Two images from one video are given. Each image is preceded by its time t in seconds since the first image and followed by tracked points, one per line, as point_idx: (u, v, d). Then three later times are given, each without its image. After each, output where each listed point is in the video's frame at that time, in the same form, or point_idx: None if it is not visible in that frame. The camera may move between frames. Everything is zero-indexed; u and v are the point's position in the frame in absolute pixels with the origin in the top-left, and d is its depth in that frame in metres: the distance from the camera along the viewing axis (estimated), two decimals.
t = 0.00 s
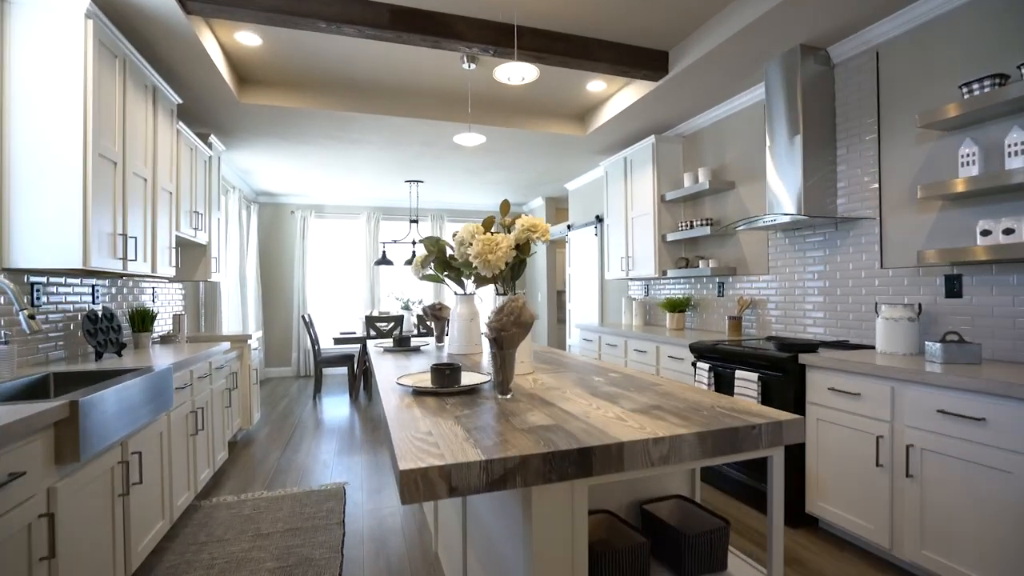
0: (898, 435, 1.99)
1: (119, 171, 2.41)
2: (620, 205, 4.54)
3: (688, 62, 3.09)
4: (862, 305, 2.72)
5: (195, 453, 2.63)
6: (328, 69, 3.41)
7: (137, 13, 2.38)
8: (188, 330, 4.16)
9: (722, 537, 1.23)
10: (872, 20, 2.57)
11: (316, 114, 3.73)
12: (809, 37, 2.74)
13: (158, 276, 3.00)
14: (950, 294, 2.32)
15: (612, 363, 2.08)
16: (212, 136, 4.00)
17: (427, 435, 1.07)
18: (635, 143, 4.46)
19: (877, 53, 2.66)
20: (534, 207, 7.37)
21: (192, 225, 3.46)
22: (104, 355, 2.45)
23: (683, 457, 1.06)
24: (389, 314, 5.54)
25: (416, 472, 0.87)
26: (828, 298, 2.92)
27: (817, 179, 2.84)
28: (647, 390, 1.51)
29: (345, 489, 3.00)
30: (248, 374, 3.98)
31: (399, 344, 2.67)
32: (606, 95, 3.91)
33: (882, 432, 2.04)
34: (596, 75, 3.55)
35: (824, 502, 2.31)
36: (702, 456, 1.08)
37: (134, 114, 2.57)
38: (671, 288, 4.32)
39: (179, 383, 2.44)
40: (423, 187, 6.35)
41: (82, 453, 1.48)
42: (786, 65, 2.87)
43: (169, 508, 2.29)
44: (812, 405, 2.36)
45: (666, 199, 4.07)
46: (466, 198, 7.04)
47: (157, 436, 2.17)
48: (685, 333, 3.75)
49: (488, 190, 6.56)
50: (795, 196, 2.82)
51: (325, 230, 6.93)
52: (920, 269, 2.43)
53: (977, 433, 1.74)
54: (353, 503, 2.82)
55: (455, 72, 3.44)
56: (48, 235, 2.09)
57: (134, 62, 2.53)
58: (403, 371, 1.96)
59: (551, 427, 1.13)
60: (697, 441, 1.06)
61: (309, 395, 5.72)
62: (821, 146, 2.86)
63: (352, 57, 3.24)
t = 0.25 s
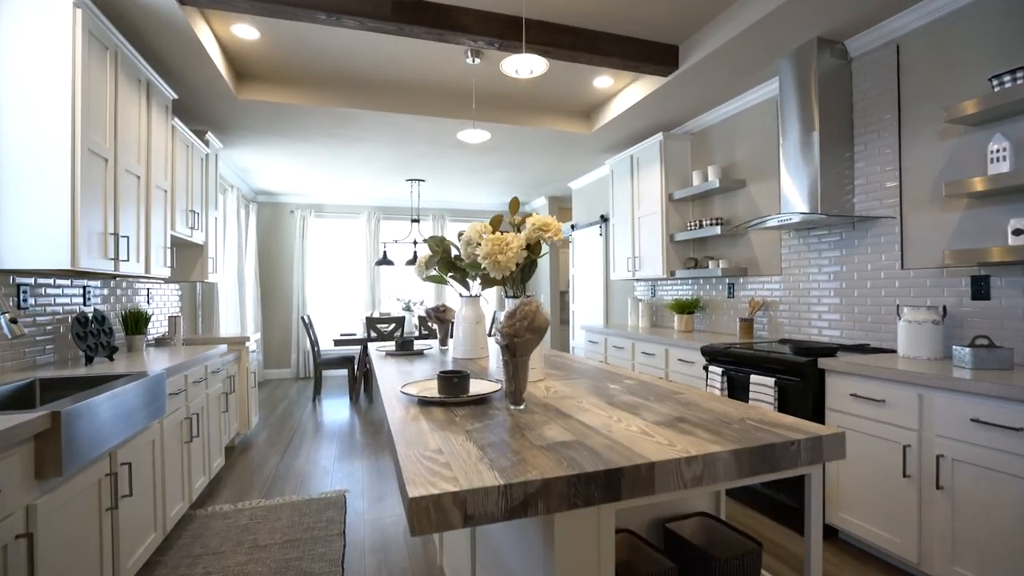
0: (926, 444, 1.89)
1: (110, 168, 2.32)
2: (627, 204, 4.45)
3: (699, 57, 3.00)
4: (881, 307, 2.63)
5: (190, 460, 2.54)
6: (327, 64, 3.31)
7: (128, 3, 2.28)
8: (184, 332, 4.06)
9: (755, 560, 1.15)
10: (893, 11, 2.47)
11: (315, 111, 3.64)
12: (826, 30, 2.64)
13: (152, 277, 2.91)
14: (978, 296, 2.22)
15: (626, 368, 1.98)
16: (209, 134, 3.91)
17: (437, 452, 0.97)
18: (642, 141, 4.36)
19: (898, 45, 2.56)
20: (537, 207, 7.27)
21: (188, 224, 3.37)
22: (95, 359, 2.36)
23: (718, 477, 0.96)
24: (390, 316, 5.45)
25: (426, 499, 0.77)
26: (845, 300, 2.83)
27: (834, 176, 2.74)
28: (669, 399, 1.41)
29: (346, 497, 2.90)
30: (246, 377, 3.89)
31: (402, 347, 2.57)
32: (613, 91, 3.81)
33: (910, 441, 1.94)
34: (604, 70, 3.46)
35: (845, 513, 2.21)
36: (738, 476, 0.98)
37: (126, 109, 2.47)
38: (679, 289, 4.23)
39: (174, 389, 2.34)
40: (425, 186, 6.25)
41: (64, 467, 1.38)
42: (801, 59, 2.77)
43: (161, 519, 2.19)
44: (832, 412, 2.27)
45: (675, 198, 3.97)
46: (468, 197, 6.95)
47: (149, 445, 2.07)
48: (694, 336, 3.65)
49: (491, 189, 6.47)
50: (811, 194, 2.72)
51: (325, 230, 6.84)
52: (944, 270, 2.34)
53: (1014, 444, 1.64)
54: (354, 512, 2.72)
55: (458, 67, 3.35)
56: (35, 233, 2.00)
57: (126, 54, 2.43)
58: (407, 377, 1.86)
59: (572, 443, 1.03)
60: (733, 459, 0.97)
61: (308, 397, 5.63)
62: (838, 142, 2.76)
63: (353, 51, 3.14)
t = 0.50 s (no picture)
0: (962, 455, 1.80)
1: (103, 164, 2.22)
2: (635, 203, 4.35)
3: (713, 51, 2.90)
4: (904, 309, 2.53)
5: (187, 469, 2.44)
6: (328, 58, 3.21)
7: None
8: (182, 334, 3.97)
9: None
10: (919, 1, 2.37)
11: (317, 107, 3.54)
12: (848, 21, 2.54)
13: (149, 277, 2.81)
14: (1012, 298, 2.12)
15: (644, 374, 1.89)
16: (208, 131, 3.81)
17: (456, 475, 0.88)
18: (650, 138, 4.27)
19: (923, 37, 2.46)
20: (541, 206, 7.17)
21: (185, 223, 3.27)
22: (88, 362, 2.26)
23: (768, 502, 0.87)
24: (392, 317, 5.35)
25: (448, 534, 0.67)
26: (866, 301, 2.73)
27: (855, 173, 2.64)
28: (698, 410, 1.32)
29: (348, 507, 2.80)
30: (246, 380, 3.79)
31: (407, 351, 2.47)
32: (622, 86, 3.71)
33: (944, 452, 1.84)
34: (614, 65, 3.36)
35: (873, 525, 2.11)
36: (790, 500, 0.89)
37: (120, 102, 2.37)
38: (689, 290, 4.13)
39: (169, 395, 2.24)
40: (428, 185, 6.16)
41: (47, 485, 1.29)
42: (821, 52, 2.67)
43: (156, 531, 2.09)
44: (858, 418, 2.17)
45: (685, 196, 3.88)
46: (471, 196, 6.85)
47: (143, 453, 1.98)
48: (706, 338, 3.56)
49: (494, 188, 6.37)
50: (831, 192, 2.62)
51: (326, 230, 6.75)
52: (975, 271, 2.24)
53: None
54: (357, 521, 2.63)
55: (464, 61, 3.25)
56: (21, 232, 1.89)
57: (119, 45, 2.34)
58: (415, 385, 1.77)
59: (604, 464, 0.93)
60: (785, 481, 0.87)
61: (309, 400, 5.53)
62: (859, 138, 2.66)
63: (355, 43, 3.04)
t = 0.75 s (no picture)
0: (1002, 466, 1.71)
1: (98, 161, 2.13)
2: (644, 202, 4.26)
3: (729, 45, 2.81)
4: (930, 312, 2.43)
5: (186, 477, 2.34)
6: (331, 52, 3.12)
7: None
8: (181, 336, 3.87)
9: None
10: None
11: (320, 103, 3.45)
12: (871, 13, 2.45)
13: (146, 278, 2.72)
14: None
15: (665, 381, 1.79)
16: (208, 128, 3.72)
17: (482, 502, 0.78)
18: (660, 136, 4.18)
19: (950, 29, 2.36)
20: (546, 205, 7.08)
21: (184, 222, 3.18)
22: (83, 366, 2.18)
23: (831, 533, 0.77)
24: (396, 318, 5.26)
25: None
26: (888, 304, 2.63)
27: (878, 171, 2.55)
28: (733, 423, 1.22)
29: (353, 515, 2.71)
30: (246, 383, 3.70)
31: (413, 355, 2.38)
32: (633, 82, 3.62)
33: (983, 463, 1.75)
34: (625, 60, 3.27)
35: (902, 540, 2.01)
36: (855, 531, 0.79)
37: (115, 96, 2.28)
38: (700, 291, 4.04)
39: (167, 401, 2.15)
40: (431, 183, 6.06)
41: (45, 497, 1.25)
42: (842, 45, 2.58)
43: (152, 545, 1.99)
44: (887, 426, 2.08)
45: (696, 195, 3.79)
46: (475, 195, 6.76)
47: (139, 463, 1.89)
48: (718, 341, 3.47)
49: (499, 186, 6.28)
50: (853, 191, 2.53)
51: (328, 229, 6.65)
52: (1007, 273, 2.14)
53: None
54: (362, 531, 2.54)
55: (471, 56, 3.16)
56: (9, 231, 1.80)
57: (114, 37, 2.24)
58: (425, 392, 1.68)
59: (643, 489, 0.84)
60: (849, 510, 0.78)
61: (311, 402, 5.44)
62: (883, 135, 2.57)
63: (359, 37, 2.95)
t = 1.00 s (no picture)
0: None
1: (91, 156, 2.02)
2: (656, 201, 4.15)
3: (750, 37, 2.70)
4: (965, 315, 2.32)
5: (184, 488, 2.23)
6: (336, 45, 3.01)
7: None
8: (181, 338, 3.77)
9: None
10: None
11: (324, 98, 3.34)
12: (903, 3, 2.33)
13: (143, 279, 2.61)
14: None
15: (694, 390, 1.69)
16: (208, 124, 3.61)
17: (524, 545, 0.67)
18: (672, 133, 4.07)
19: (987, 18, 2.25)
20: (551, 205, 6.97)
21: (183, 221, 3.07)
22: (76, 372, 2.07)
23: None
24: (400, 320, 5.15)
25: None
26: (918, 306, 2.52)
27: (908, 168, 2.43)
28: (783, 440, 1.11)
29: (359, 527, 2.60)
30: (247, 387, 3.59)
31: (423, 361, 2.27)
32: (646, 78, 3.51)
33: None
34: (640, 54, 3.16)
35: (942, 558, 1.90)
36: None
37: (110, 89, 2.17)
38: (714, 293, 3.92)
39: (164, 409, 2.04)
40: (436, 182, 5.95)
41: (32, 517, 1.18)
42: (871, 36, 2.46)
43: (148, 562, 1.89)
44: (926, 436, 1.97)
45: (711, 194, 3.68)
46: (479, 195, 6.65)
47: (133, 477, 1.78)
48: (736, 344, 3.35)
49: (504, 185, 6.16)
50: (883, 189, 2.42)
51: (330, 229, 6.54)
52: None
53: None
54: (370, 544, 2.43)
55: (480, 49, 3.04)
56: None
57: (108, 26, 2.14)
58: (440, 403, 1.57)
59: (706, 527, 0.73)
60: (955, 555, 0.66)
61: (314, 405, 5.33)
62: (913, 130, 2.45)
63: (365, 29, 2.84)
